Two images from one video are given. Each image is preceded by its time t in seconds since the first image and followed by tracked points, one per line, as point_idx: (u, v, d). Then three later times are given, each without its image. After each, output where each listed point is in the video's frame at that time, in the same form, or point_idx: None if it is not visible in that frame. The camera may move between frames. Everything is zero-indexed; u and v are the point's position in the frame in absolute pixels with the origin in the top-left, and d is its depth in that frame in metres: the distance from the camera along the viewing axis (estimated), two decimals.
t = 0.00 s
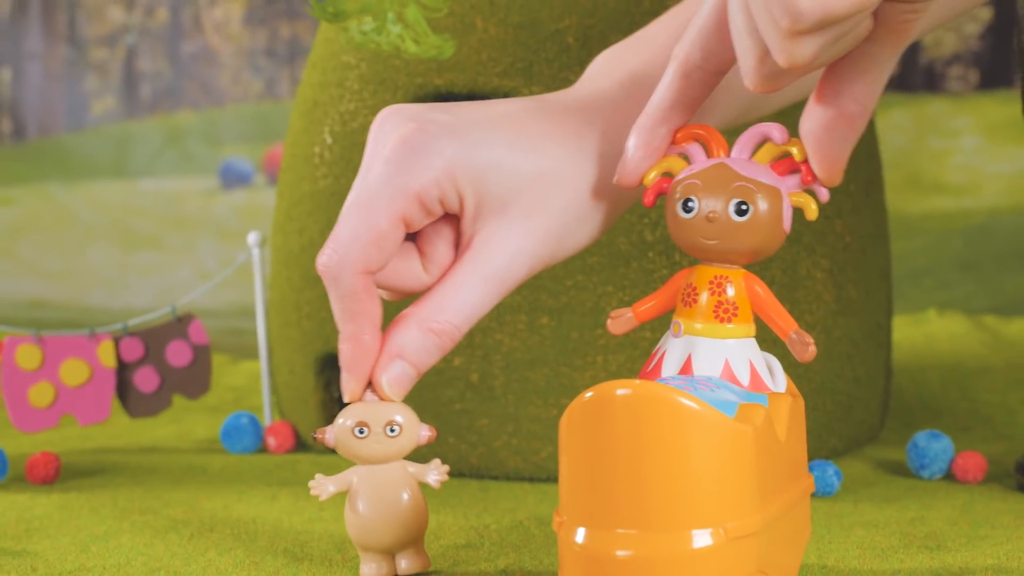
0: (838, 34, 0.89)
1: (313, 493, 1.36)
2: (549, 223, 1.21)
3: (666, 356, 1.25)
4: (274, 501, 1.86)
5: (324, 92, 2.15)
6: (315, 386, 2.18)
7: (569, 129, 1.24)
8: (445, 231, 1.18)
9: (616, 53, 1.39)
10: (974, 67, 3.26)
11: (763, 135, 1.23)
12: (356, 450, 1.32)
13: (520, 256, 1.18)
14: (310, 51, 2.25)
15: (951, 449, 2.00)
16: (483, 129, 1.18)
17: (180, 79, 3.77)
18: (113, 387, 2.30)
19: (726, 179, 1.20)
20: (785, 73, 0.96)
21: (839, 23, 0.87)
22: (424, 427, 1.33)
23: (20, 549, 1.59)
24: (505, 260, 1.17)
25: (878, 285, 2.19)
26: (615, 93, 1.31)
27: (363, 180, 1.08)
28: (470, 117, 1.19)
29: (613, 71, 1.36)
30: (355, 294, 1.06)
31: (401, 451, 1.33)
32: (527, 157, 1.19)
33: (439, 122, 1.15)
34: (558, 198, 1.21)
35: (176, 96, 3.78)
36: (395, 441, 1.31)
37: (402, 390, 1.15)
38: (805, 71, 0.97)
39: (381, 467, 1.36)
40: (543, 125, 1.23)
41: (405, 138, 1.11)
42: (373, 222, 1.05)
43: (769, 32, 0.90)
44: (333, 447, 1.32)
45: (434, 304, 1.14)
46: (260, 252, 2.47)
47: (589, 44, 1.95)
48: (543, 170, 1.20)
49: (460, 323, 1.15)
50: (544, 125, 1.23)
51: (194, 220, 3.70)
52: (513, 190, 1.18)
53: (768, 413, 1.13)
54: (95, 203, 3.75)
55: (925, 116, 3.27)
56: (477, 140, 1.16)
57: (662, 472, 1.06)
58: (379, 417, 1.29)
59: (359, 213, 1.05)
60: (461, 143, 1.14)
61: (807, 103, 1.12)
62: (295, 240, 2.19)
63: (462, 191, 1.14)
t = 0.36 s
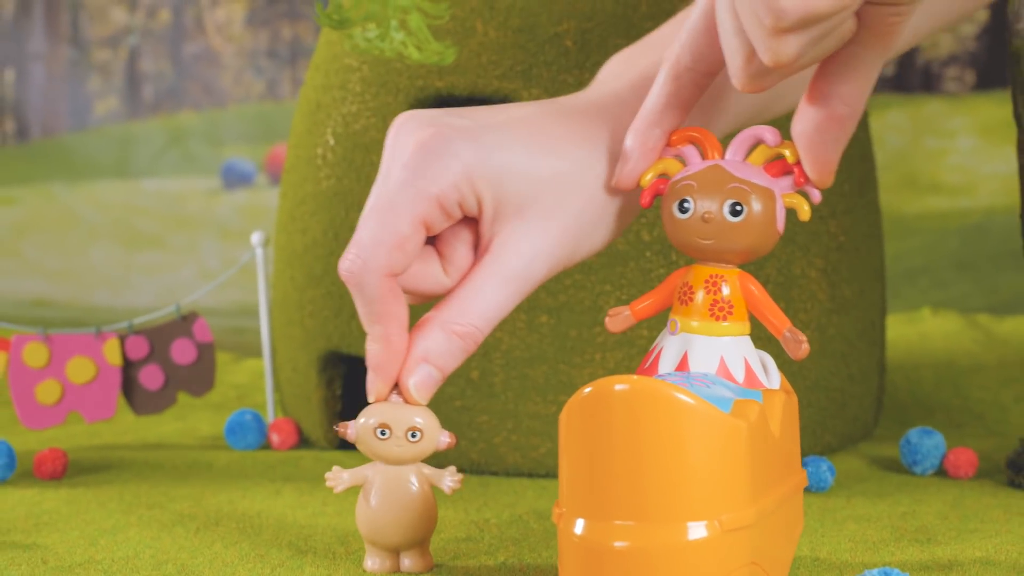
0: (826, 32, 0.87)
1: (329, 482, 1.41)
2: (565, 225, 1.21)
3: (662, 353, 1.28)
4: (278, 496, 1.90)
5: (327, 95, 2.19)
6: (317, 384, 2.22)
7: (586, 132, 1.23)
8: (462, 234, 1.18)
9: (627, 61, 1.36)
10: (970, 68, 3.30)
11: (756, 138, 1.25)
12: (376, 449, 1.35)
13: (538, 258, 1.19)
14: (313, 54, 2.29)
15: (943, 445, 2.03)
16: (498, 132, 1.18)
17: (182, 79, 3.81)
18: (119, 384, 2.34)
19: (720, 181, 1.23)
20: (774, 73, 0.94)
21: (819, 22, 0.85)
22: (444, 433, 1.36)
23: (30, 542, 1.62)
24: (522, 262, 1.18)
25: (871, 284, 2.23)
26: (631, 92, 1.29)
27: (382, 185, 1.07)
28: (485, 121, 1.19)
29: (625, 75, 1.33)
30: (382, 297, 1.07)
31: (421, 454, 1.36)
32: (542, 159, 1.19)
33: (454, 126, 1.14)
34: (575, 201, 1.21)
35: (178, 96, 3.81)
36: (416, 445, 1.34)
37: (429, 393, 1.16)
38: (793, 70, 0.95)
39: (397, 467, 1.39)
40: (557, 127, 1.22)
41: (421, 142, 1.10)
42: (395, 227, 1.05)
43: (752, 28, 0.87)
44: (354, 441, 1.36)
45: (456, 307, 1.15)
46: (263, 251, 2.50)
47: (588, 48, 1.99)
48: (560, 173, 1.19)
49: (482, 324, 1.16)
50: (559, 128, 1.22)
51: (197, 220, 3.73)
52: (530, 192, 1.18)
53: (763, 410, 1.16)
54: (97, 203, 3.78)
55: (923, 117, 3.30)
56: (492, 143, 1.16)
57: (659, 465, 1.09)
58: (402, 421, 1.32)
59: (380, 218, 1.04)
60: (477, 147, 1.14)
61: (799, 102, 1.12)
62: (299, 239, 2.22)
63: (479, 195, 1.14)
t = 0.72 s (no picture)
0: (878, 45, 0.74)
1: (354, 463, 1.44)
2: (612, 234, 1.17)
3: (683, 345, 1.30)
4: (282, 493, 1.93)
5: (329, 98, 2.22)
6: (320, 383, 2.26)
7: (640, 144, 1.20)
8: (512, 238, 1.16)
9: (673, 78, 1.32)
10: (966, 70, 3.34)
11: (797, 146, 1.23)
12: (408, 439, 1.38)
13: (584, 266, 1.16)
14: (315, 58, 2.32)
15: (935, 442, 2.07)
16: (555, 140, 1.15)
17: (184, 82, 3.85)
18: (124, 384, 2.37)
19: (759, 185, 1.24)
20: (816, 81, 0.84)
21: (873, 32, 0.71)
22: (473, 436, 1.40)
23: (39, 538, 1.66)
24: (568, 268, 1.15)
25: (865, 285, 2.26)
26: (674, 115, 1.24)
27: (438, 185, 1.06)
28: (542, 127, 1.17)
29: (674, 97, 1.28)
30: (432, 295, 1.04)
31: (447, 453, 1.39)
32: (595, 168, 1.16)
33: (511, 133, 1.13)
34: (625, 210, 1.17)
35: (179, 99, 3.85)
36: (446, 443, 1.37)
37: (469, 392, 1.13)
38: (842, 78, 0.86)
39: (422, 461, 1.42)
40: (610, 137, 1.20)
41: (479, 147, 1.10)
42: (450, 227, 1.03)
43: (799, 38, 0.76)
44: (386, 427, 1.39)
45: (501, 308, 1.12)
46: (266, 253, 2.54)
47: (585, 52, 2.02)
48: (613, 184, 1.17)
49: (524, 328, 1.14)
50: (612, 138, 1.20)
51: (198, 221, 3.77)
52: (582, 200, 1.15)
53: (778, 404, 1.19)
54: (100, 204, 3.81)
55: (919, 119, 3.34)
56: (547, 150, 1.14)
57: (671, 443, 1.12)
58: (437, 417, 1.35)
59: (436, 217, 1.03)
60: (533, 154, 1.12)
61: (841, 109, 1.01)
62: (302, 241, 2.26)
63: (532, 201, 1.12)
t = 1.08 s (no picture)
0: (796, 45, 0.84)
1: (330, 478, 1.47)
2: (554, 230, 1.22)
3: (648, 350, 1.33)
4: (286, 490, 1.97)
5: (332, 102, 2.26)
6: (323, 382, 2.30)
7: (582, 144, 1.24)
8: (458, 237, 1.21)
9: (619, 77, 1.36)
10: (962, 73, 3.38)
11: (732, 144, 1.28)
12: (371, 439, 1.42)
13: (527, 261, 1.20)
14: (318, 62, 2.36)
15: (926, 440, 2.11)
16: (497, 141, 1.20)
17: (187, 84, 3.89)
18: (130, 383, 2.41)
19: (699, 186, 1.28)
20: (743, 85, 0.91)
21: (796, 33, 0.81)
22: (435, 420, 1.44)
23: (51, 532, 1.70)
24: (510, 263, 1.19)
25: (859, 285, 2.30)
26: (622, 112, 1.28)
27: (380, 189, 1.12)
28: (486, 129, 1.21)
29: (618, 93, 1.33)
30: (374, 295, 1.11)
31: (414, 442, 1.43)
32: (535, 167, 1.20)
33: (452, 135, 1.18)
34: (565, 207, 1.22)
35: (182, 101, 3.88)
36: (408, 433, 1.42)
37: (418, 386, 1.19)
38: (768, 80, 0.92)
39: (393, 457, 1.47)
40: (553, 137, 1.24)
41: (419, 149, 1.15)
42: (392, 228, 1.09)
43: (724, 41, 0.84)
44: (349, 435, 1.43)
45: (445, 304, 1.17)
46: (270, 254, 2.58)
47: (584, 58, 2.06)
48: (553, 182, 1.21)
49: (469, 321, 1.18)
50: (555, 138, 1.24)
51: (201, 223, 3.81)
52: (521, 198, 1.19)
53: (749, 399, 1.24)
54: (103, 206, 3.85)
55: (916, 121, 3.38)
56: (487, 150, 1.18)
57: (653, 456, 1.17)
58: (394, 411, 1.39)
59: (379, 219, 1.09)
60: (472, 154, 1.17)
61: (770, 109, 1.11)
62: (305, 243, 2.30)
63: (472, 200, 1.17)
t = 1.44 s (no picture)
0: (835, 64, 0.90)
1: (350, 463, 1.53)
2: (584, 239, 1.26)
3: (663, 349, 1.36)
4: (289, 487, 2.01)
5: (334, 106, 2.30)
6: (326, 381, 2.33)
7: (612, 155, 1.29)
8: (491, 244, 1.24)
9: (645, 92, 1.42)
10: (958, 75, 3.41)
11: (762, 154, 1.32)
12: (398, 436, 1.46)
13: (560, 269, 1.25)
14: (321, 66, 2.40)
15: (919, 439, 2.14)
16: (531, 152, 1.24)
17: (189, 87, 3.92)
18: (135, 382, 2.45)
19: (728, 192, 1.31)
20: (780, 99, 0.96)
21: (830, 52, 0.87)
22: (462, 429, 1.47)
23: (59, 528, 1.73)
24: (545, 271, 1.23)
25: (853, 286, 2.34)
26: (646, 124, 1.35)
27: (420, 194, 1.15)
28: (519, 140, 1.26)
29: (644, 107, 1.39)
30: (413, 296, 1.13)
31: (439, 447, 1.47)
32: (566, 177, 1.25)
33: (488, 144, 1.22)
34: (594, 217, 1.27)
35: (185, 104, 3.91)
36: (436, 437, 1.46)
37: (453, 389, 1.22)
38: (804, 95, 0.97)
39: (417, 457, 1.51)
40: (582, 150, 1.29)
41: (457, 156, 1.18)
42: (430, 232, 1.12)
43: (765, 54, 0.90)
44: (378, 427, 1.48)
45: (481, 310, 1.21)
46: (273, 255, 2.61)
47: (581, 62, 2.10)
48: (583, 192, 1.26)
49: (504, 328, 1.22)
50: (583, 150, 1.29)
51: (202, 224, 3.85)
52: (555, 207, 1.24)
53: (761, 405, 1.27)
54: (106, 208, 3.89)
55: (912, 123, 3.41)
56: (522, 160, 1.22)
57: (664, 453, 1.20)
58: (424, 413, 1.43)
59: (415, 224, 1.12)
60: (508, 164, 1.21)
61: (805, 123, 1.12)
62: (308, 244, 2.33)
63: (508, 207, 1.21)
